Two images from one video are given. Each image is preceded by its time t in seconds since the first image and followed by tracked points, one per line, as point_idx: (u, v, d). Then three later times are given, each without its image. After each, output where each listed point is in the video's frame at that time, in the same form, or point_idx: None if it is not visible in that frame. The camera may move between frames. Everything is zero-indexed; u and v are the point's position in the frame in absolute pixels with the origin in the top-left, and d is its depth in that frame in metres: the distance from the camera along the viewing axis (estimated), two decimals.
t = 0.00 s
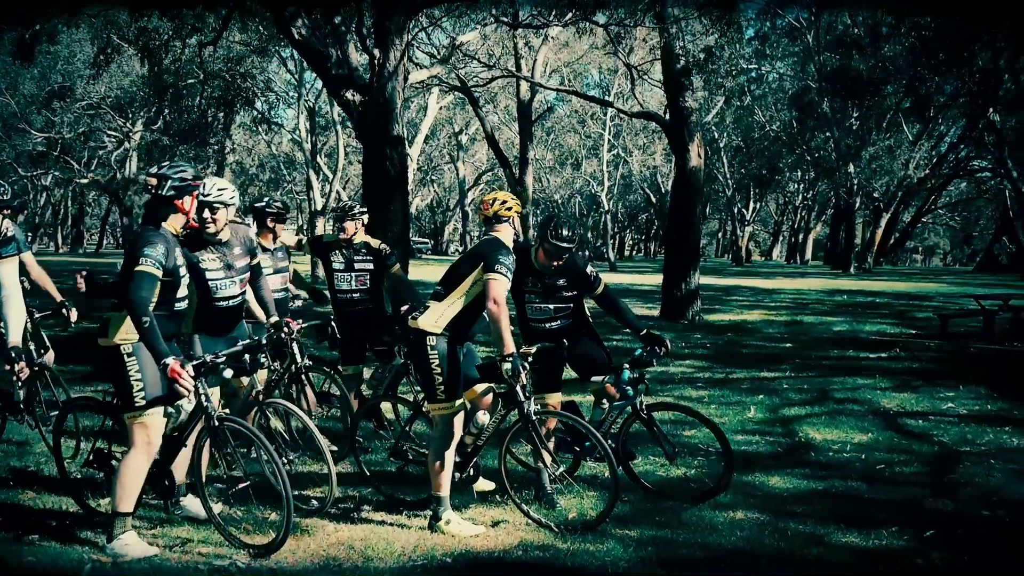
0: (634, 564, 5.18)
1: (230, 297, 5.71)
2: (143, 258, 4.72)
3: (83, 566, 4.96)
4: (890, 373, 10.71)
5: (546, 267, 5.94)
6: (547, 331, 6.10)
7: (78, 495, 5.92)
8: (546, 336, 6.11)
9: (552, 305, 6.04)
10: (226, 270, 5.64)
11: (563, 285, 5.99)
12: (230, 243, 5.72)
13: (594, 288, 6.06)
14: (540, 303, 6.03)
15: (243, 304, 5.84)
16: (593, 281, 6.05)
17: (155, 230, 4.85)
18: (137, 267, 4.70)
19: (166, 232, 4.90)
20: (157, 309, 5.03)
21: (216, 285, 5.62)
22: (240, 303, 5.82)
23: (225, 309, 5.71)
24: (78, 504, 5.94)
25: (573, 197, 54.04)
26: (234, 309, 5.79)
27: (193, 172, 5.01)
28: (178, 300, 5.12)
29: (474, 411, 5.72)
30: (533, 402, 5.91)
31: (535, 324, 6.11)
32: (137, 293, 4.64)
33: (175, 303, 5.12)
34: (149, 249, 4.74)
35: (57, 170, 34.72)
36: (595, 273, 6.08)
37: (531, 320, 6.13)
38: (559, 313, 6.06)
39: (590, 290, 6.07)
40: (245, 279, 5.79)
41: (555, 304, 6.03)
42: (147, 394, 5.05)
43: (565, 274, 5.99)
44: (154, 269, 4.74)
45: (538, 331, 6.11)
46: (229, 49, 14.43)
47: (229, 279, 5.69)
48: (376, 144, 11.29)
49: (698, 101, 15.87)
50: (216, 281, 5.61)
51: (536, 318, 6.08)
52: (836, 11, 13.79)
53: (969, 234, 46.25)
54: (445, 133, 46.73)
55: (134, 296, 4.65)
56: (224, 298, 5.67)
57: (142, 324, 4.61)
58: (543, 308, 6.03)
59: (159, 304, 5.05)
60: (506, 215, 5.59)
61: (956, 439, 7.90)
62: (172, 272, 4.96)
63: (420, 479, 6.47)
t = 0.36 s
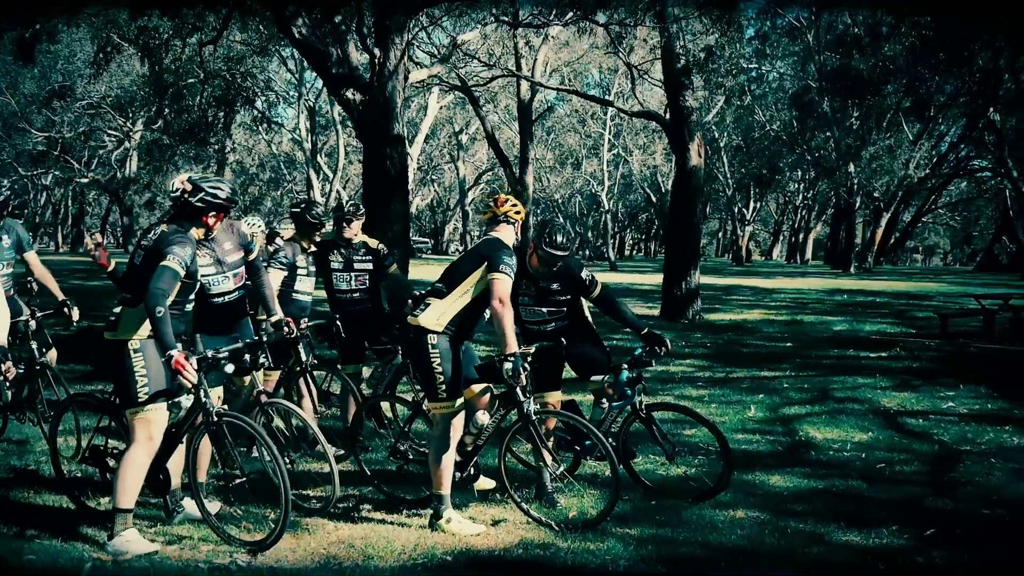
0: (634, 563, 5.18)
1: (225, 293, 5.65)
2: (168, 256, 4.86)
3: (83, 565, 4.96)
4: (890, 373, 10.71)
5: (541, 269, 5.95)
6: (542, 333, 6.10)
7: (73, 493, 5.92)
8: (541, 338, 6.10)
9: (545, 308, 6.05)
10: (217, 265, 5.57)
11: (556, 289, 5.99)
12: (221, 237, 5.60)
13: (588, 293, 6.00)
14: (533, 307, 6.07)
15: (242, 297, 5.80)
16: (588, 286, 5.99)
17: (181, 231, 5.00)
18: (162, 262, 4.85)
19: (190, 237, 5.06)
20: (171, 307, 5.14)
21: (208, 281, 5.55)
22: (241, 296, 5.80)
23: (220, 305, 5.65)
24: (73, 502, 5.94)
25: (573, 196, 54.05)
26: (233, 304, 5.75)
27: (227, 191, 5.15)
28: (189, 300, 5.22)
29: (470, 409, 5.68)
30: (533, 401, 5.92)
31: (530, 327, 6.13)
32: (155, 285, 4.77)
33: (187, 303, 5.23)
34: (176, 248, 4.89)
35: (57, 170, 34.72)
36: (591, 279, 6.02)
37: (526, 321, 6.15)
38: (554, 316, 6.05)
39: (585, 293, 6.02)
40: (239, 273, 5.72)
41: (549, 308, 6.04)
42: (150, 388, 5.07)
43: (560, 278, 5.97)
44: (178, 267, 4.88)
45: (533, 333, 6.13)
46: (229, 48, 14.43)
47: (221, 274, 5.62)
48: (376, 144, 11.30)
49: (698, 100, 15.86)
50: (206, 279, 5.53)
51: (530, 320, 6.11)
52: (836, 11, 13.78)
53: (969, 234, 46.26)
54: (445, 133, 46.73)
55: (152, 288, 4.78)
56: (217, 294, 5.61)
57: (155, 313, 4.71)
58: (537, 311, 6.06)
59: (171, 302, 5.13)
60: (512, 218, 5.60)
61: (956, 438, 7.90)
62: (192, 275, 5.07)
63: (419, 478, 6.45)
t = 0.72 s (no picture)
0: (636, 562, 5.18)
1: (227, 294, 5.66)
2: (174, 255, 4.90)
3: (84, 564, 4.98)
4: (892, 372, 10.70)
5: (540, 269, 5.94)
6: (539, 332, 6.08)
7: (71, 492, 5.93)
8: (539, 337, 6.08)
9: (542, 308, 6.05)
10: (218, 267, 5.57)
11: (553, 289, 5.99)
12: (223, 239, 5.61)
13: (588, 293, 6.03)
14: (530, 306, 6.06)
15: (245, 298, 5.80)
16: (588, 286, 6.01)
17: (187, 231, 5.04)
18: (169, 261, 4.88)
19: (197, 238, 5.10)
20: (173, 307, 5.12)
21: (208, 283, 5.56)
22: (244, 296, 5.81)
23: (222, 305, 5.67)
24: (71, 501, 5.95)
25: (574, 196, 54.04)
26: (236, 305, 5.75)
27: (235, 196, 5.25)
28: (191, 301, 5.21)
29: (470, 408, 5.78)
30: (533, 400, 5.93)
31: (526, 326, 6.10)
32: (162, 281, 4.79)
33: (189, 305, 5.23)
34: (183, 247, 4.94)
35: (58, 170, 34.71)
36: (590, 279, 6.03)
37: (523, 321, 6.11)
38: (552, 316, 6.05)
39: (584, 294, 6.02)
40: (242, 274, 5.74)
41: (546, 308, 6.04)
42: (147, 387, 5.08)
43: (557, 279, 5.97)
44: (185, 265, 4.93)
45: (530, 332, 6.09)
46: (230, 47, 14.42)
47: (223, 275, 5.63)
48: (377, 143, 11.26)
49: (699, 100, 15.82)
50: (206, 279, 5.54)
51: (528, 320, 6.08)
52: (837, 10, 13.75)
53: (970, 234, 46.22)
54: (446, 132, 46.67)
55: (159, 285, 4.80)
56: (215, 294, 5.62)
57: (162, 309, 4.73)
58: (533, 311, 6.06)
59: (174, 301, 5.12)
60: (511, 217, 5.62)
61: (958, 437, 7.89)
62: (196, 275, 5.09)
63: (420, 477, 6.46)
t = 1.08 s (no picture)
0: (637, 561, 5.19)
1: (227, 291, 5.59)
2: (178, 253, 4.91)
3: (87, 563, 5.00)
4: (894, 371, 10.71)
5: (539, 269, 5.97)
6: (540, 332, 6.15)
7: (72, 491, 5.93)
8: (541, 336, 6.15)
9: (543, 308, 6.11)
10: (220, 265, 5.46)
11: (553, 288, 6.02)
12: (225, 238, 5.48)
13: (588, 291, 5.99)
14: (531, 306, 6.12)
15: (245, 297, 5.75)
16: (588, 285, 5.98)
17: (187, 229, 5.07)
18: (173, 258, 4.90)
19: (197, 235, 5.12)
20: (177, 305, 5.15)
21: (210, 280, 5.47)
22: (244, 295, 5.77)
23: (222, 303, 5.61)
24: (73, 500, 5.96)
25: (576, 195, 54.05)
26: (235, 303, 5.70)
27: (235, 193, 5.26)
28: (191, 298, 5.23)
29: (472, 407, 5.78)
30: (534, 399, 5.93)
31: (527, 325, 6.18)
32: (166, 280, 4.81)
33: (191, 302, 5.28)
34: (185, 245, 4.95)
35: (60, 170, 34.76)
36: (589, 278, 6.01)
37: (525, 321, 6.18)
38: (552, 316, 6.10)
39: (584, 293, 6.00)
40: (242, 272, 5.64)
41: (546, 307, 6.09)
42: (150, 387, 5.09)
43: (556, 278, 5.99)
44: (189, 263, 4.94)
45: (532, 331, 6.17)
46: (232, 47, 14.42)
47: (224, 273, 5.52)
48: (378, 143, 11.25)
49: (701, 99, 15.81)
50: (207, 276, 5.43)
51: (529, 319, 6.16)
52: (839, 10, 13.75)
53: (972, 233, 46.18)
54: (448, 132, 46.67)
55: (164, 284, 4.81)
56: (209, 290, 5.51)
57: (169, 308, 4.75)
58: (534, 310, 6.12)
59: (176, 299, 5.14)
60: (508, 215, 5.62)
61: (960, 436, 7.89)
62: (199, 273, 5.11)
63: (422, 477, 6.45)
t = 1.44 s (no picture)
0: (640, 560, 5.19)
1: (229, 287, 5.57)
2: (184, 252, 4.95)
3: (89, 561, 5.02)
4: (896, 371, 10.70)
5: (544, 265, 5.91)
6: (544, 329, 6.09)
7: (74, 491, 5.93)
8: (542, 335, 6.10)
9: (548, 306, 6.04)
10: (222, 258, 5.47)
11: (557, 285, 5.97)
12: (226, 232, 5.54)
13: (592, 289, 6.01)
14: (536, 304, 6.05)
15: (244, 295, 5.72)
16: (591, 282, 6.00)
17: (188, 228, 5.06)
18: (179, 259, 4.92)
19: (198, 234, 5.11)
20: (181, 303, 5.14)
21: (212, 274, 5.43)
22: (245, 292, 5.74)
23: (222, 299, 5.57)
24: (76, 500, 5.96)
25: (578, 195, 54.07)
26: (234, 301, 5.68)
27: (234, 188, 5.21)
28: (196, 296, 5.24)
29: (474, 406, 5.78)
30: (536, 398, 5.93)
31: (531, 323, 6.11)
32: (175, 280, 4.85)
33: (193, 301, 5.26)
34: (189, 245, 4.98)
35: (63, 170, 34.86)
36: (593, 275, 6.04)
37: (530, 319, 6.11)
38: (556, 313, 6.04)
39: (588, 290, 6.01)
40: (244, 268, 5.66)
41: (551, 305, 6.03)
42: (156, 387, 5.10)
43: (560, 275, 5.97)
44: (194, 263, 4.97)
45: (536, 330, 6.10)
46: (234, 46, 14.45)
47: (226, 268, 5.52)
48: (380, 142, 11.27)
49: (703, 99, 15.82)
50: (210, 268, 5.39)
51: (534, 317, 6.08)
52: (841, 10, 13.76)
53: (975, 233, 46.14)
54: (450, 132, 46.70)
55: (174, 283, 4.86)
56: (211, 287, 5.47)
57: (177, 308, 4.81)
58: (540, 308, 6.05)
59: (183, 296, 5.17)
60: (498, 216, 5.55)
61: (962, 436, 7.88)
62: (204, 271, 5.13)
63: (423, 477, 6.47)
